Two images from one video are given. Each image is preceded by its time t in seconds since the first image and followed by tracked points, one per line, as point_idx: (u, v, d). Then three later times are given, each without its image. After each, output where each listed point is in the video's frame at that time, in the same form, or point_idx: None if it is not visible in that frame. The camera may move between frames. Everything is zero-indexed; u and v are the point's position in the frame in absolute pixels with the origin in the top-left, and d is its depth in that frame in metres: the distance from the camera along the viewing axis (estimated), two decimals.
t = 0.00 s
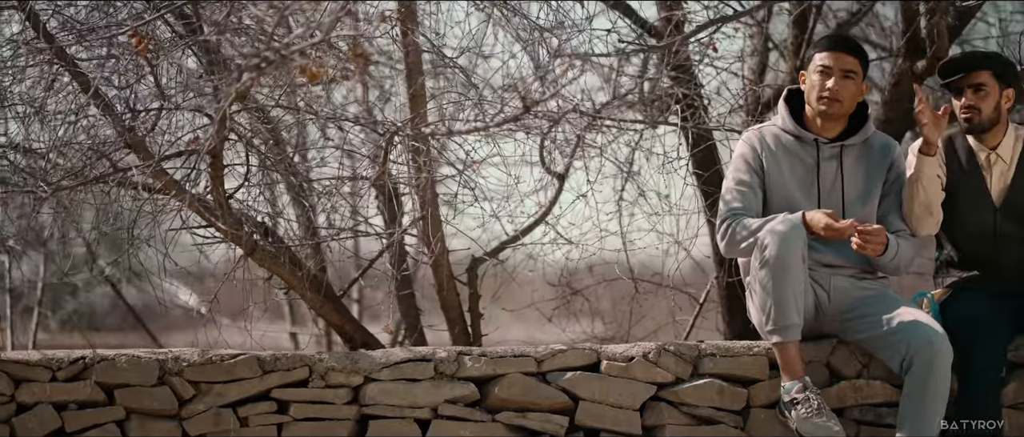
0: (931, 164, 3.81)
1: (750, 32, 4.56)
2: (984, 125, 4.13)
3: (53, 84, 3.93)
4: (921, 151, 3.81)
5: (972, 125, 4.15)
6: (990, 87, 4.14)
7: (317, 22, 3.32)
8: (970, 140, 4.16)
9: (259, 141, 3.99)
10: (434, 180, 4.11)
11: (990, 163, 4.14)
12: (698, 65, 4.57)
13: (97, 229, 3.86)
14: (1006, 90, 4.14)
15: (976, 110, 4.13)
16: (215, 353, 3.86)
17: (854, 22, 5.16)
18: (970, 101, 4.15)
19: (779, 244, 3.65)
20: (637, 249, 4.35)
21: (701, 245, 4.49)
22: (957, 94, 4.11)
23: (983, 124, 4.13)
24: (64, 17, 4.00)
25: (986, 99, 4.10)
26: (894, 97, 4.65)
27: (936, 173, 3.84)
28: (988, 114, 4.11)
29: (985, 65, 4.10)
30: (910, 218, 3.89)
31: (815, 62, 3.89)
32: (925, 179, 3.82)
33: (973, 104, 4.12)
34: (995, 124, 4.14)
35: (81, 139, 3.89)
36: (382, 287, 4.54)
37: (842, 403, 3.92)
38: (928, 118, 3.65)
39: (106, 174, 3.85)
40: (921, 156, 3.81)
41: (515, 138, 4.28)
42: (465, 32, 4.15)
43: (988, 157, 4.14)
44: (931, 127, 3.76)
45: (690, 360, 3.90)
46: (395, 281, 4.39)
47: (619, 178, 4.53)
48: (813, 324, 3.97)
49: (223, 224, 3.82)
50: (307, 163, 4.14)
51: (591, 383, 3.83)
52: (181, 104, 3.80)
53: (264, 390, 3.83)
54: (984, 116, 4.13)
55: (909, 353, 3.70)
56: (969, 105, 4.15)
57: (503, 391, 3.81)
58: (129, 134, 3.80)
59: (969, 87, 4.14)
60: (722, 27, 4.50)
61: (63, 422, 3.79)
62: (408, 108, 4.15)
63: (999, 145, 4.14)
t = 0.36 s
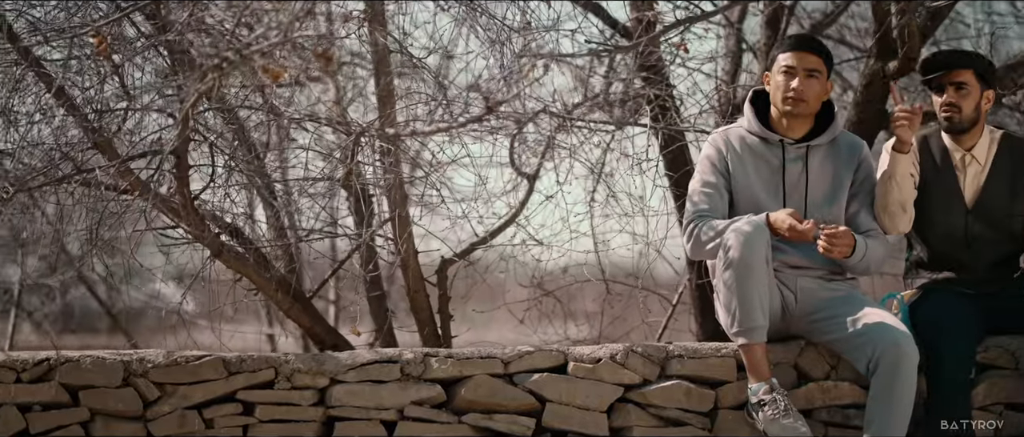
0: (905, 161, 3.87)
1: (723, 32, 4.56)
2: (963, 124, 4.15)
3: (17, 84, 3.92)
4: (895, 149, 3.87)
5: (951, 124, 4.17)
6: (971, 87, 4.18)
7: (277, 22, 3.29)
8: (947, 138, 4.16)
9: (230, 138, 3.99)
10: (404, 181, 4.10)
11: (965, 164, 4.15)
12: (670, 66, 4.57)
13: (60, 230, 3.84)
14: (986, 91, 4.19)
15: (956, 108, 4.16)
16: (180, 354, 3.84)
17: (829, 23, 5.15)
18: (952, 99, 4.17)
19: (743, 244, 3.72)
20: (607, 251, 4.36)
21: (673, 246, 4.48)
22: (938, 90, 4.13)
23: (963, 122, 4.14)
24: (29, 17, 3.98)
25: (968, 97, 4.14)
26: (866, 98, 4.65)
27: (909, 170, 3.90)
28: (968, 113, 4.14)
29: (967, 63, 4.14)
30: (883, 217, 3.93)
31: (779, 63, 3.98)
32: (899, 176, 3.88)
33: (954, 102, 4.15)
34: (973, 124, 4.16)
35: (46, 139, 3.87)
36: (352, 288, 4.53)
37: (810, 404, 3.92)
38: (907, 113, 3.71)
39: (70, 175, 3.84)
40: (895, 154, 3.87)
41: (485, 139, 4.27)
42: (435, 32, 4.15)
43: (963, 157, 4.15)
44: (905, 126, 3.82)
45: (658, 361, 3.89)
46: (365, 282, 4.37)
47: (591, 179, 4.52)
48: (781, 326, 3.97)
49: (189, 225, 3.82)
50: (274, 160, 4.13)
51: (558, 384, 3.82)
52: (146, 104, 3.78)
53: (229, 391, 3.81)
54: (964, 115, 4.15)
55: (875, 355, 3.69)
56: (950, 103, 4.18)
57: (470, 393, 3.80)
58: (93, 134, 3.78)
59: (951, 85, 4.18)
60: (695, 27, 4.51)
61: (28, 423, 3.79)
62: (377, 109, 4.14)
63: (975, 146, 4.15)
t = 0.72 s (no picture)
0: (889, 163, 3.86)
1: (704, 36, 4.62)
2: (950, 127, 4.06)
3: None
4: (879, 150, 3.86)
5: (937, 126, 4.07)
6: (960, 90, 4.08)
7: (249, 24, 3.29)
8: (932, 141, 4.06)
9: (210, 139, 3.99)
10: (382, 183, 4.10)
11: (949, 167, 4.06)
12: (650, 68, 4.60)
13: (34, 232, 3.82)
14: (975, 95, 4.09)
15: (944, 110, 4.06)
16: (154, 357, 3.82)
17: (810, 26, 5.16)
18: (941, 101, 4.07)
19: (720, 248, 3.71)
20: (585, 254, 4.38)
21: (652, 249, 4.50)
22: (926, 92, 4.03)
23: (950, 125, 4.04)
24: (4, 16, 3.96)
25: (957, 101, 4.04)
26: (846, 101, 4.66)
27: (893, 172, 3.89)
28: (956, 116, 4.04)
29: (957, 65, 4.04)
30: (865, 218, 3.93)
31: (756, 67, 4.01)
32: (882, 178, 3.87)
33: (942, 104, 4.05)
34: (960, 127, 4.06)
35: (19, 140, 3.85)
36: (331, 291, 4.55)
37: (787, 408, 3.89)
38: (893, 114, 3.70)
39: (44, 176, 3.82)
40: (879, 155, 3.86)
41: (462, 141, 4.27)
42: (412, 34, 4.14)
43: (947, 160, 4.06)
44: (891, 128, 3.81)
45: (634, 365, 3.89)
46: (343, 284, 4.37)
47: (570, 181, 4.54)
48: (758, 329, 3.95)
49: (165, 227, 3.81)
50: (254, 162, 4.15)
51: (533, 387, 3.81)
52: (122, 105, 3.77)
53: (203, 394, 3.79)
54: (952, 117, 4.05)
55: (853, 358, 3.68)
56: (938, 105, 4.07)
57: (445, 396, 3.79)
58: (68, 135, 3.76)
59: (940, 87, 4.07)
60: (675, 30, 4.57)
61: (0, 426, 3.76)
62: (354, 111, 4.14)
63: (960, 150, 4.06)
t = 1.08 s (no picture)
0: (871, 166, 3.84)
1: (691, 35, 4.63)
2: (936, 128, 4.02)
3: None
4: (862, 154, 3.84)
5: (922, 127, 4.03)
6: (946, 91, 4.05)
7: (226, 24, 3.28)
8: (917, 142, 4.03)
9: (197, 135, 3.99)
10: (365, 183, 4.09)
11: (934, 168, 4.03)
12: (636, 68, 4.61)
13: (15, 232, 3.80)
14: (960, 96, 4.06)
15: (930, 111, 4.02)
16: (135, 358, 3.81)
17: (797, 26, 5.15)
18: (926, 102, 4.04)
19: (703, 247, 3.70)
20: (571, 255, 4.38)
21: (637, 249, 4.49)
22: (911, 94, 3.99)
23: (936, 126, 4.01)
24: None
25: (942, 102, 4.00)
26: (831, 101, 4.64)
27: (873, 175, 3.88)
28: (941, 118, 4.01)
29: (942, 67, 4.01)
30: (845, 222, 3.91)
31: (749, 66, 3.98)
32: (863, 181, 3.85)
33: (927, 105, 4.01)
34: (946, 128, 4.03)
35: None
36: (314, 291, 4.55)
37: (770, 409, 3.89)
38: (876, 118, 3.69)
39: (24, 176, 3.80)
40: (861, 159, 3.84)
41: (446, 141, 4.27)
42: (395, 34, 4.12)
43: (932, 162, 4.03)
44: (875, 133, 3.76)
45: (617, 366, 3.87)
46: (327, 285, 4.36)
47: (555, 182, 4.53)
48: (741, 330, 3.94)
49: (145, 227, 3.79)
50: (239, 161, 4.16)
51: (515, 389, 3.79)
52: (103, 105, 3.75)
53: (184, 395, 3.78)
54: (938, 118, 4.02)
55: (835, 359, 3.67)
56: (924, 106, 4.04)
57: (427, 397, 3.77)
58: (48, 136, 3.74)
59: (926, 88, 4.04)
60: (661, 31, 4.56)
61: None
62: (337, 111, 4.12)
63: (945, 151, 4.03)
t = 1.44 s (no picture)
0: (852, 172, 3.81)
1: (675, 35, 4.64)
2: (916, 128, 4.02)
3: None
4: (842, 160, 3.79)
5: (903, 127, 4.03)
6: (926, 91, 4.04)
7: (201, 22, 3.27)
8: (897, 142, 4.02)
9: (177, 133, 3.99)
10: (345, 182, 4.08)
11: (914, 168, 4.02)
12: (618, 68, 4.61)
13: None
14: (940, 96, 4.05)
15: (910, 111, 4.02)
16: (113, 358, 3.80)
17: (781, 26, 5.16)
18: (906, 102, 4.02)
19: (682, 247, 3.69)
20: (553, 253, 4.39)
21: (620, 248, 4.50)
22: (892, 94, 3.98)
23: (915, 126, 4.00)
24: None
25: (923, 102, 4.00)
26: (814, 101, 4.64)
27: (854, 179, 3.84)
28: (921, 118, 4.01)
29: (922, 66, 4.01)
30: (823, 224, 3.90)
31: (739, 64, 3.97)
32: (843, 185, 3.81)
33: (908, 105, 4.01)
34: (926, 127, 4.03)
35: None
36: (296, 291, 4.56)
37: (750, 410, 3.88)
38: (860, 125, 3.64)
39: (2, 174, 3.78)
40: (841, 165, 3.80)
41: (426, 141, 4.26)
42: (375, 33, 4.12)
43: (913, 161, 4.02)
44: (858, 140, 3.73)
45: (597, 366, 3.86)
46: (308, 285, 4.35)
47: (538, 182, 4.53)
48: (721, 329, 3.93)
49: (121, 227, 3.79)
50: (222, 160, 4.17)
51: (494, 389, 3.78)
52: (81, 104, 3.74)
53: (162, 395, 3.77)
54: (918, 118, 4.02)
55: (815, 359, 3.66)
56: (904, 106, 4.03)
57: (405, 397, 3.77)
58: (26, 134, 3.73)
59: (906, 87, 4.03)
60: (643, 31, 4.57)
61: None
62: (317, 110, 4.12)
63: (926, 151, 4.03)
